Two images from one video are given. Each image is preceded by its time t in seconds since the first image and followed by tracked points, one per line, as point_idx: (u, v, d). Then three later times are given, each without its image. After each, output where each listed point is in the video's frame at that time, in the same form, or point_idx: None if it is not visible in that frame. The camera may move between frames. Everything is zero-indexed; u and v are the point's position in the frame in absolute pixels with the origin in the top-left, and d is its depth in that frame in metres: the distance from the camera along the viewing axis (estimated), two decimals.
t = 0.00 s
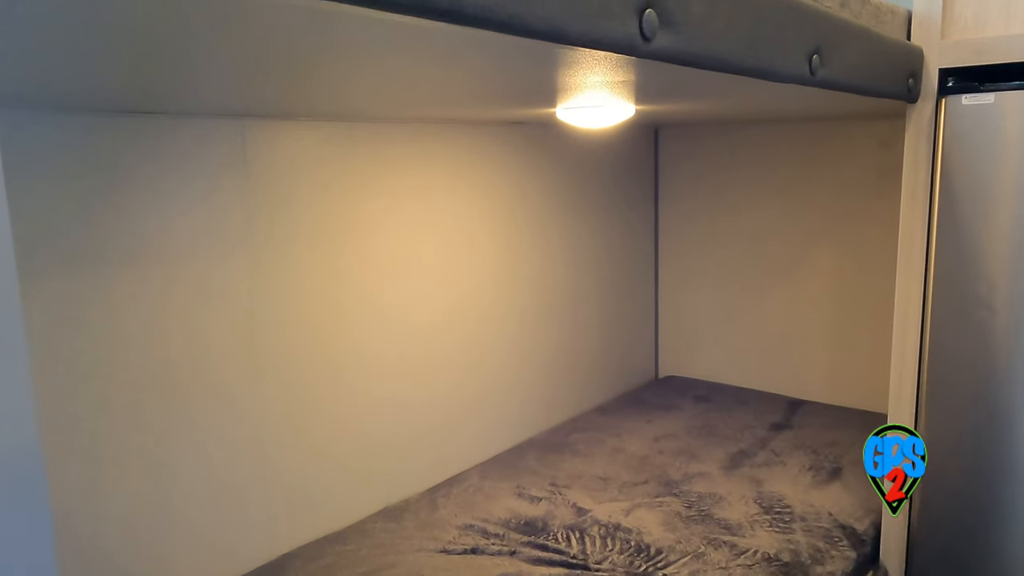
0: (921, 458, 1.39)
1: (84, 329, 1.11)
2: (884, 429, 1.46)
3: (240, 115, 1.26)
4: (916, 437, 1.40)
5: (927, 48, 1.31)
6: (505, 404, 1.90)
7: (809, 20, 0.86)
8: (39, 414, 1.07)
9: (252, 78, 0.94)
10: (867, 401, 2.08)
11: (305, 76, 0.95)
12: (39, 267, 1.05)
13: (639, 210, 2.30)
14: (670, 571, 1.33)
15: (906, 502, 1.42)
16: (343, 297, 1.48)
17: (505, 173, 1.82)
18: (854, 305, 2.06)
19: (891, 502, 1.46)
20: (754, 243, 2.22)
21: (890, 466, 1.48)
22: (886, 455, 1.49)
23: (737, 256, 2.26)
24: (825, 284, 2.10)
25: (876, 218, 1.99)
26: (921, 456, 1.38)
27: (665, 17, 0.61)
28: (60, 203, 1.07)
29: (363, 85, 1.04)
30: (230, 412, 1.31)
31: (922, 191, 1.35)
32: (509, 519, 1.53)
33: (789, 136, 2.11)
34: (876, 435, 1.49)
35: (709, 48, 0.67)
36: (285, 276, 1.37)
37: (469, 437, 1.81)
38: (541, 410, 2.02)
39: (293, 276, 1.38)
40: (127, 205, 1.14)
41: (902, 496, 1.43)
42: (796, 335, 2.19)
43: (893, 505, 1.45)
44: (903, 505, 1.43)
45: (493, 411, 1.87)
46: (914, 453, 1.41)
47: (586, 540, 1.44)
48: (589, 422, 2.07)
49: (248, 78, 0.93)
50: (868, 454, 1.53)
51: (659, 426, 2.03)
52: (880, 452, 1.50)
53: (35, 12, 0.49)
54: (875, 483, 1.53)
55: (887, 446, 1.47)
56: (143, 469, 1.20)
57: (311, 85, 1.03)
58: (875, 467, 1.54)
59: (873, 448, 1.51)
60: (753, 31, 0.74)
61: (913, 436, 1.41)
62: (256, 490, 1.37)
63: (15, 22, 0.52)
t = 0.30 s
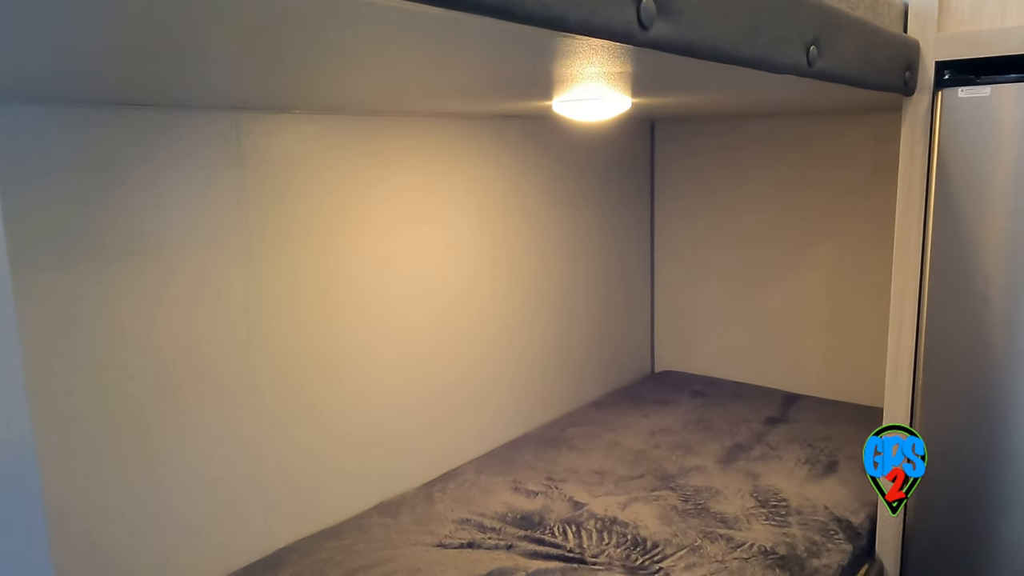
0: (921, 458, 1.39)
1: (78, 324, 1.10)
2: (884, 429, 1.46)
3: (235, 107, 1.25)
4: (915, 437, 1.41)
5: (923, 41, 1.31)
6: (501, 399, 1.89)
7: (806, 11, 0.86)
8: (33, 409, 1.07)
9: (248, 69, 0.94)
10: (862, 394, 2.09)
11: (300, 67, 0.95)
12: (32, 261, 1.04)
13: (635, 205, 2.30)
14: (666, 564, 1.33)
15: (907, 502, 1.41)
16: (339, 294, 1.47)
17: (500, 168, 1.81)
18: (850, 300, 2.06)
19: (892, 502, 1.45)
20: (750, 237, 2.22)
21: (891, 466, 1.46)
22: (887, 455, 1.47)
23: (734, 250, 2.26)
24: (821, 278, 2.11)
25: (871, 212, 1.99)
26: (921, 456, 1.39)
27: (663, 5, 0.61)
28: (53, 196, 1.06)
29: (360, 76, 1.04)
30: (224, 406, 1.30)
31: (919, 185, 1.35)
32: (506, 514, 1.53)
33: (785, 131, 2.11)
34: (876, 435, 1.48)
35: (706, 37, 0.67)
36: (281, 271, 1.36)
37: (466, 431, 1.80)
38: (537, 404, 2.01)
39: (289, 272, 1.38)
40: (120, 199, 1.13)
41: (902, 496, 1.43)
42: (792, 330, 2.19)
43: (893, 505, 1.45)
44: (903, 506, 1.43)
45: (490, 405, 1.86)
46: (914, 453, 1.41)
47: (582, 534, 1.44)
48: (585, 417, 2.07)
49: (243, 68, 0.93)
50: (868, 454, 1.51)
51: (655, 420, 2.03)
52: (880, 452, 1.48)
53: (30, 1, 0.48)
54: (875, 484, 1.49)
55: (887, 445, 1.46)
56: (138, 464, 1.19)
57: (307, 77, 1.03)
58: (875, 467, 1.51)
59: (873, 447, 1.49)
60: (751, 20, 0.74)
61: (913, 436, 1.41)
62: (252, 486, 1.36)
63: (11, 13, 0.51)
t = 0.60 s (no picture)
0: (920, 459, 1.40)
1: (78, 322, 1.10)
2: (885, 429, 1.46)
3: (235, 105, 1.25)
4: (915, 437, 1.41)
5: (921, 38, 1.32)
6: (498, 395, 1.90)
7: (807, 9, 0.87)
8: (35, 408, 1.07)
9: (250, 67, 0.94)
10: (858, 390, 2.10)
11: (302, 65, 0.95)
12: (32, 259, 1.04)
13: (632, 201, 2.30)
14: (665, 560, 1.34)
15: (906, 502, 1.42)
16: (337, 295, 1.47)
17: (499, 166, 1.81)
18: (846, 296, 2.07)
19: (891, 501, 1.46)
20: (747, 233, 2.23)
21: (890, 466, 1.47)
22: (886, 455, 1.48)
23: (731, 247, 2.27)
24: (817, 274, 2.12)
25: (868, 209, 2.00)
26: (921, 456, 1.39)
27: (668, 5, 0.61)
28: (52, 193, 1.06)
29: (360, 74, 1.04)
30: (225, 404, 1.31)
31: (915, 182, 1.36)
32: (505, 510, 1.54)
33: (781, 128, 2.11)
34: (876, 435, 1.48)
35: (709, 37, 0.67)
36: (281, 271, 1.37)
37: (465, 428, 1.81)
38: (535, 400, 2.02)
39: (288, 272, 1.38)
40: (121, 197, 1.13)
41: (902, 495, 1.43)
42: (789, 326, 2.20)
43: (892, 505, 1.45)
44: (903, 506, 1.43)
45: (488, 403, 1.87)
46: (913, 453, 1.42)
47: (582, 530, 1.45)
48: (583, 413, 2.08)
49: (245, 65, 0.93)
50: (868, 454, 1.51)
51: (653, 416, 2.04)
52: (880, 452, 1.49)
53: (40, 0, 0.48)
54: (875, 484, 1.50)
55: (887, 447, 1.47)
56: (140, 461, 1.20)
57: (308, 75, 1.03)
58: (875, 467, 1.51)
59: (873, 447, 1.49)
60: (753, 19, 0.75)
61: (913, 437, 1.41)
62: (253, 483, 1.37)
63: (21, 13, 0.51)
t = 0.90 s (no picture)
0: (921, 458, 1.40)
1: (77, 321, 1.10)
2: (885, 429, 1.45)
3: (232, 104, 1.25)
4: (916, 438, 1.41)
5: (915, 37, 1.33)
6: (495, 393, 1.90)
7: (803, 10, 0.87)
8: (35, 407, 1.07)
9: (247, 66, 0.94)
10: (851, 386, 2.11)
11: (301, 66, 0.95)
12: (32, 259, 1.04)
13: (628, 198, 2.31)
14: (663, 555, 1.35)
15: (907, 501, 1.42)
16: (335, 294, 1.48)
17: (495, 164, 1.81)
18: (840, 292, 2.09)
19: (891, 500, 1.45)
20: (742, 230, 2.24)
21: (891, 466, 1.45)
22: (887, 455, 1.46)
23: (725, 243, 2.28)
24: (812, 271, 2.13)
25: (861, 206, 2.01)
26: (921, 456, 1.40)
27: (668, 8, 0.62)
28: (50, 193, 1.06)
29: (359, 74, 1.05)
30: (225, 402, 1.31)
31: (909, 180, 1.37)
32: (503, 506, 1.55)
33: (776, 125, 2.13)
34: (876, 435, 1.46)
35: (707, 39, 0.68)
36: (279, 269, 1.37)
37: (462, 425, 1.82)
38: (532, 397, 2.03)
39: (286, 271, 1.38)
40: (119, 196, 1.13)
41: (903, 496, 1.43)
42: (783, 322, 2.22)
43: (892, 504, 1.46)
44: (903, 505, 1.44)
45: (485, 400, 1.88)
46: (914, 453, 1.42)
47: (579, 526, 1.46)
48: (579, 409, 2.09)
49: (244, 66, 0.93)
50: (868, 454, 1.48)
51: (649, 413, 2.05)
52: (881, 453, 1.47)
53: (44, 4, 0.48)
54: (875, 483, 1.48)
55: (888, 447, 1.45)
56: (139, 459, 1.20)
57: (306, 75, 1.03)
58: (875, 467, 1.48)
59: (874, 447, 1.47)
60: (750, 21, 0.75)
61: (914, 437, 1.41)
62: (253, 481, 1.37)
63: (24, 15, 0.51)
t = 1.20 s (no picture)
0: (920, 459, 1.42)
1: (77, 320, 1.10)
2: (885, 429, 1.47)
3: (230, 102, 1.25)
4: (916, 438, 1.42)
5: (909, 34, 1.34)
6: (492, 388, 1.91)
7: (800, 9, 0.88)
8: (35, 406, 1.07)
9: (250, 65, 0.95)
10: (845, 380, 2.13)
11: (302, 65, 0.96)
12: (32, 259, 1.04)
13: (623, 194, 2.32)
14: (661, 548, 1.36)
15: (906, 502, 1.44)
16: (334, 291, 1.48)
17: (491, 161, 1.82)
18: (834, 287, 2.10)
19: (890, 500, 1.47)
20: (737, 226, 2.25)
21: (891, 466, 1.47)
22: (886, 455, 1.47)
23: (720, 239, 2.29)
24: (806, 265, 2.15)
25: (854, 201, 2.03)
26: (921, 456, 1.41)
27: (669, 9, 0.62)
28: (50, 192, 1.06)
29: (359, 73, 1.05)
30: (226, 400, 1.31)
31: (903, 176, 1.39)
32: (502, 501, 1.55)
33: (770, 121, 2.14)
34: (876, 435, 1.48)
35: (708, 39, 0.69)
36: (278, 267, 1.37)
37: (460, 421, 1.82)
38: (528, 393, 2.04)
39: (285, 269, 1.39)
40: (120, 196, 1.13)
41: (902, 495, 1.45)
42: (777, 317, 2.23)
43: (892, 505, 1.47)
44: (903, 505, 1.46)
45: (482, 396, 1.88)
46: (913, 453, 1.43)
47: (578, 520, 1.47)
48: (576, 404, 2.10)
49: (245, 65, 0.93)
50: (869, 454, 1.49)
51: (645, 407, 2.07)
52: (880, 452, 1.48)
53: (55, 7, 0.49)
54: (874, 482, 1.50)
55: (888, 447, 1.47)
56: (139, 457, 1.20)
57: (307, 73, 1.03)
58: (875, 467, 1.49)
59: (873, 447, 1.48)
60: (749, 20, 0.76)
61: (914, 437, 1.42)
62: (254, 478, 1.38)
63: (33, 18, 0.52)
